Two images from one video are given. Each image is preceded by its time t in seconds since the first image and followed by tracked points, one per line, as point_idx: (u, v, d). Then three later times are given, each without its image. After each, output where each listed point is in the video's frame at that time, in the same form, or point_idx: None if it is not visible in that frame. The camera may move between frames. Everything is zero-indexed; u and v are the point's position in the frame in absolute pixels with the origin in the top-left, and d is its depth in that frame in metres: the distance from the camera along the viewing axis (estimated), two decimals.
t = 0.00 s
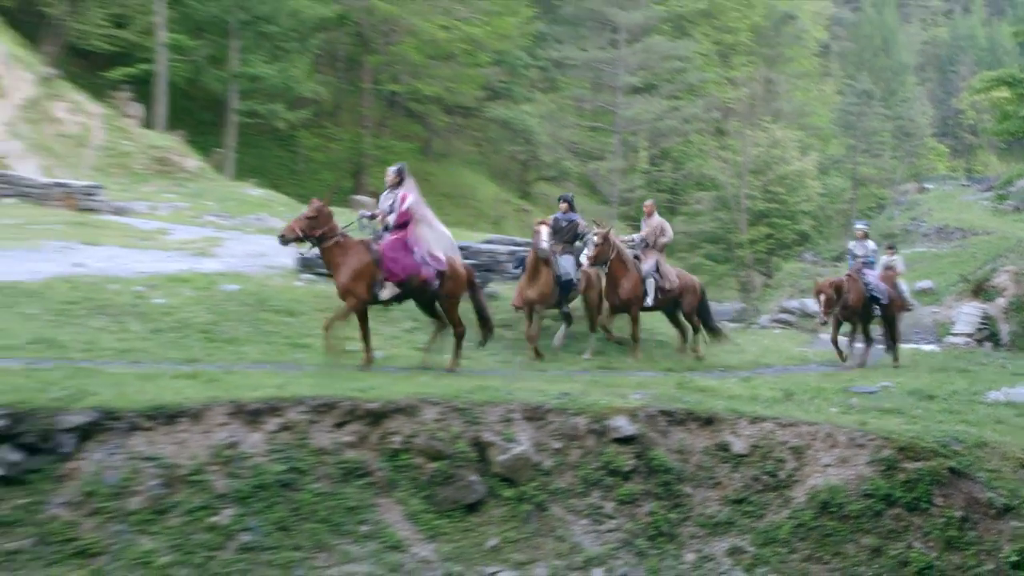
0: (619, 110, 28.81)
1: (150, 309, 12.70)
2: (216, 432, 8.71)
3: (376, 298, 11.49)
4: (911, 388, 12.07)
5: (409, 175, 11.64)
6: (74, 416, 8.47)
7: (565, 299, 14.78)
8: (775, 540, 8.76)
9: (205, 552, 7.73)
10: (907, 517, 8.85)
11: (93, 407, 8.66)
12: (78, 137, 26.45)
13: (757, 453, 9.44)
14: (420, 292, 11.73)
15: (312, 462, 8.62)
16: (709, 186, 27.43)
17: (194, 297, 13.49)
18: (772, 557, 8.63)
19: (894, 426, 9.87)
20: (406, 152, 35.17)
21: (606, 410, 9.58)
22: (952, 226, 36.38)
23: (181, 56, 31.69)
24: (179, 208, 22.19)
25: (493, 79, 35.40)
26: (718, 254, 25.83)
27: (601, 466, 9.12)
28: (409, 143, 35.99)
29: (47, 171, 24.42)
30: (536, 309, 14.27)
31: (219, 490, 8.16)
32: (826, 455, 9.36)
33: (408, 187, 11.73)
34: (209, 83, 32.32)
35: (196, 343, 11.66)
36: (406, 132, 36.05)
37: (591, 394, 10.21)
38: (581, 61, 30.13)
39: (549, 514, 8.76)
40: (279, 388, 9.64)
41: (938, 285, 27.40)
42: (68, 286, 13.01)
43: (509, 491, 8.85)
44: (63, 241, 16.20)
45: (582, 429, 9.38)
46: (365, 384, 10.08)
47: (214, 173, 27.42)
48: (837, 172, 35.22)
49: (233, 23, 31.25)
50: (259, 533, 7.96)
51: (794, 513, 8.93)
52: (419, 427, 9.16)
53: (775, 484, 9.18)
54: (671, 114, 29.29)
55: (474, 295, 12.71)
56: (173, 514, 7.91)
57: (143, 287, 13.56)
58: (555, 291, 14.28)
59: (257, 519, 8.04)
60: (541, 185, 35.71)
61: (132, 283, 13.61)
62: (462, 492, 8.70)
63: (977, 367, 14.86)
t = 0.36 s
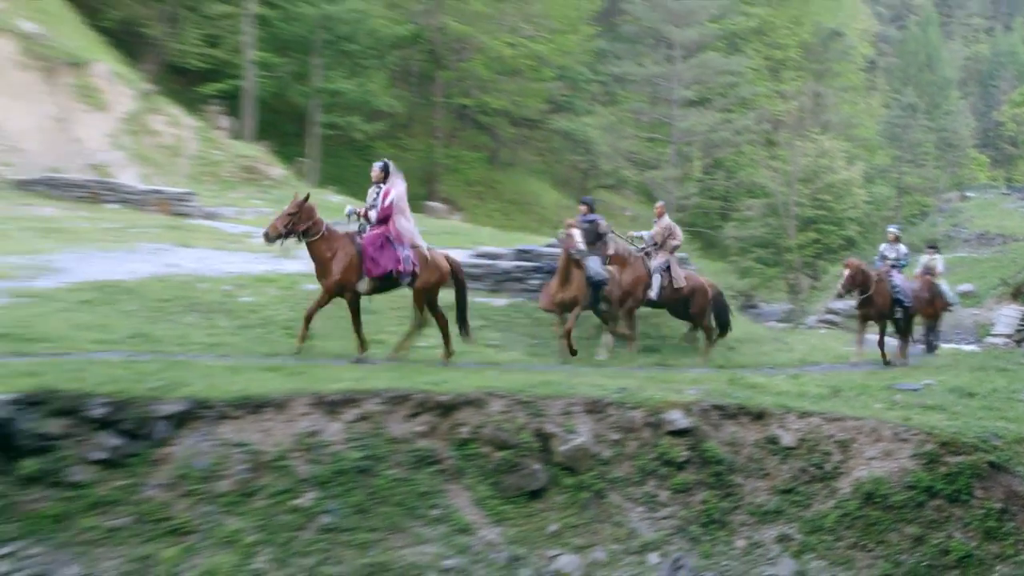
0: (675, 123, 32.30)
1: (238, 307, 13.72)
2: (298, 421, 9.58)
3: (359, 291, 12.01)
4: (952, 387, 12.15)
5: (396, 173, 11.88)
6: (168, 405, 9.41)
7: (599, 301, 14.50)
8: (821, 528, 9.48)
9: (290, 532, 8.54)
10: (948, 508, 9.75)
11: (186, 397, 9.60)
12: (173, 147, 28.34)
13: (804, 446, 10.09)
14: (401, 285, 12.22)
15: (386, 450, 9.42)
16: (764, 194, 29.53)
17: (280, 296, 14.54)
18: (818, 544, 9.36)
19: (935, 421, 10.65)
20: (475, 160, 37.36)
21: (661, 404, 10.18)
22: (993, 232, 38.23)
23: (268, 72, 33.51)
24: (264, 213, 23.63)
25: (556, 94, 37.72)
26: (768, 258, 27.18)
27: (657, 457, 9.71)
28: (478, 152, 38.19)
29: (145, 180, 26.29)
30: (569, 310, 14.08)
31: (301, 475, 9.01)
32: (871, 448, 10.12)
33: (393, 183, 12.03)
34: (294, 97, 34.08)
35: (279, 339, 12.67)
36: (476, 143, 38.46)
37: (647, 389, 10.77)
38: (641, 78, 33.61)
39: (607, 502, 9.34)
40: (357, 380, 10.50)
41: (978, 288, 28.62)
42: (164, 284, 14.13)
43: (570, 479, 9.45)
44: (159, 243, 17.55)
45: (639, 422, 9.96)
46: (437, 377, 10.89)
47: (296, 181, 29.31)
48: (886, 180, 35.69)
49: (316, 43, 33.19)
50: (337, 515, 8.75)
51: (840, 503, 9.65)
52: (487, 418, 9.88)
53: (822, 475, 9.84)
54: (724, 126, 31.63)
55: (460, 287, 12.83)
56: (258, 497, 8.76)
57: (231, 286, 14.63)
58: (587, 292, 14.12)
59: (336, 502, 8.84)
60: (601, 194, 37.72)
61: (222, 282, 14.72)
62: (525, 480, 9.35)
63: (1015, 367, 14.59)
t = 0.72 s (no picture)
0: (716, 139, 37.20)
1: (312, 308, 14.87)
2: (366, 413, 10.52)
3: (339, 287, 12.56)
4: (976, 386, 12.59)
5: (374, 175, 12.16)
6: (249, 397, 10.50)
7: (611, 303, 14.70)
8: (852, 518, 9.84)
9: (359, 515, 9.36)
10: (972, 500, 10.00)
11: (264, 391, 10.68)
12: (255, 163, 30.83)
13: (837, 440, 10.66)
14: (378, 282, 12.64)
15: (447, 441, 10.29)
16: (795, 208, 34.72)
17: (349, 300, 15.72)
18: (849, 532, 9.70)
19: (962, 419, 11.06)
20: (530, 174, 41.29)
21: (702, 401, 10.97)
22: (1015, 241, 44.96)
23: (338, 92, 36.54)
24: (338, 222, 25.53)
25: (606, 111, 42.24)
26: (803, 265, 31.55)
27: (698, 449, 10.41)
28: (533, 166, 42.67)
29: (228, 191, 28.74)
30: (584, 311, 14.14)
31: (369, 463, 9.90)
32: (899, 443, 10.57)
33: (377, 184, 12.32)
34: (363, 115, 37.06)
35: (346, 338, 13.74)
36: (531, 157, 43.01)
37: (690, 386, 11.57)
38: (684, 97, 38.59)
39: (651, 491, 10.05)
40: (420, 376, 11.44)
41: (1001, 294, 33.42)
42: (245, 287, 15.40)
43: (618, 469, 10.19)
44: (239, 250, 19.00)
45: (682, 417, 10.75)
46: (493, 374, 11.71)
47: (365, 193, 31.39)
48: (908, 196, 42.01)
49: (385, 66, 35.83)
50: (401, 500, 9.59)
51: (869, 495, 10.04)
52: (540, 412, 10.73)
53: (853, 468, 10.34)
54: (762, 142, 37.24)
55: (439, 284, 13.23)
56: (330, 482, 9.66)
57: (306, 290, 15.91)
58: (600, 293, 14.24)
59: (400, 489, 9.70)
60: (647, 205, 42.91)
61: (296, 286, 15.99)
62: (576, 469, 10.10)
63: None
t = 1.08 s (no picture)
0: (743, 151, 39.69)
1: (363, 310, 15.74)
2: (413, 407, 11.28)
3: (313, 285, 13.01)
4: (987, 385, 13.07)
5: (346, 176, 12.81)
6: (304, 392, 11.30)
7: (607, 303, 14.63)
8: (868, 509, 10.34)
9: (405, 502, 10.15)
10: (983, 493, 10.40)
11: (317, 386, 11.46)
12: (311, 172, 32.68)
13: (854, 436, 11.19)
14: (351, 279, 13.22)
15: (488, 434, 11.03)
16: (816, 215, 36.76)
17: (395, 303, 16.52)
18: (865, 522, 10.21)
19: (973, 417, 11.50)
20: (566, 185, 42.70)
21: (728, 397, 11.58)
22: None
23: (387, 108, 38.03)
24: (385, 229, 26.57)
25: (638, 127, 43.69)
26: (823, 270, 32.58)
27: (723, 443, 11.07)
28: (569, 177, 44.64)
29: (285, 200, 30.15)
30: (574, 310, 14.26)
31: (415, 454, 10.67)
32: (913, 439, 11.07)
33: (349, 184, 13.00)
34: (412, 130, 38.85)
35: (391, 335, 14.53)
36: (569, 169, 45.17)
37: (715, 383, 12.15)
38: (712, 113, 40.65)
39: (679, 482, 10.68)
40: (463, 373, 12.19)
41: (1010, 299, 33.72)
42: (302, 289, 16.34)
43: (647, 461, 10.84)
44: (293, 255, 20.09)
45: (708, 413, 11.39)
46: (530, 372, 12.42)
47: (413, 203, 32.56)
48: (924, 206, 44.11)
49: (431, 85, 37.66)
50: (445, 489, 10.35)
51: (884, 487, 10.53)
52: (575, 408, 11.42)
53: (870, 462, 10.86)
54: (784, 156, 38.81)
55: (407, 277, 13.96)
56: (379, 472, 10.46)
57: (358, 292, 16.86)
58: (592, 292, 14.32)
59: (443, 478, 10.46)
60: (677, 214, 44.44)
61: (346, 290, 17.05)
62: (608, 462, 10.79)
63: None
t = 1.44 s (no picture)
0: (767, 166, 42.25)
1: (413, 313, 16.59)
2: (459, 404, 12.09)
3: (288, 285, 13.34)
4: (1000, 386, 13.83)
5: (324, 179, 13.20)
6: (358, 389, 12.16)
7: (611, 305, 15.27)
8: (886, 503, 11.08)
9: (453, 492, 10.98)
10: (996, 488, 11.21)
11: (370, 383, 12.32)
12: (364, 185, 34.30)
13: (874, 434, 11.86)
14: (325, 278, 13.54)
15: (529, 429, 11.79)
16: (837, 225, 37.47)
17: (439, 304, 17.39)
18: (884, 515, 10.94)
19: (988, 416, 12.26)
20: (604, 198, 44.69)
21: (755, 397, 12.20)
22: None
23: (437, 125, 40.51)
24: (433, 238, 27.61)
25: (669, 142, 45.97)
26: (845, 278, 34.01)
27: (750, 440, 11.70)
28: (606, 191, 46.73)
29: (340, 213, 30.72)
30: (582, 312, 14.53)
31: (461, 447, 11.49)
32: (930, 437, 11.77)
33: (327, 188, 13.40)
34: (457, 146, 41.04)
35: (436, 335, 15.35)
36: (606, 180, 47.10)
37: (742, 383, 12.82)
38: (738, 129, 43.84)
39: (708, 476, 11.33)
40: (505, 373, 12.96)
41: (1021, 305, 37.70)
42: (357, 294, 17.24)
43: (678, 456, 11.50)
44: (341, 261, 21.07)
45: (736, 411, 12.03)
46: (568, 371, 13.15)
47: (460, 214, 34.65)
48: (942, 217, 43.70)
49: (477, 103, 40.24)
50: (489, 480, 11.15)
51: (903, 482, 11.25)
52: (610, 406, 12.11)
53: (889, 458, 11.56)
54: (808, 169, 41.39)
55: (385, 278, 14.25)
56: (427, 464, 11.28)
57: (408, 296, 17.72)
58: (597, 295, 14.62)
59: (487, 471, 11.26)
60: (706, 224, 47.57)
61: (397, 293, 17.87)
62: (641, 456, 11.47)
63: None
